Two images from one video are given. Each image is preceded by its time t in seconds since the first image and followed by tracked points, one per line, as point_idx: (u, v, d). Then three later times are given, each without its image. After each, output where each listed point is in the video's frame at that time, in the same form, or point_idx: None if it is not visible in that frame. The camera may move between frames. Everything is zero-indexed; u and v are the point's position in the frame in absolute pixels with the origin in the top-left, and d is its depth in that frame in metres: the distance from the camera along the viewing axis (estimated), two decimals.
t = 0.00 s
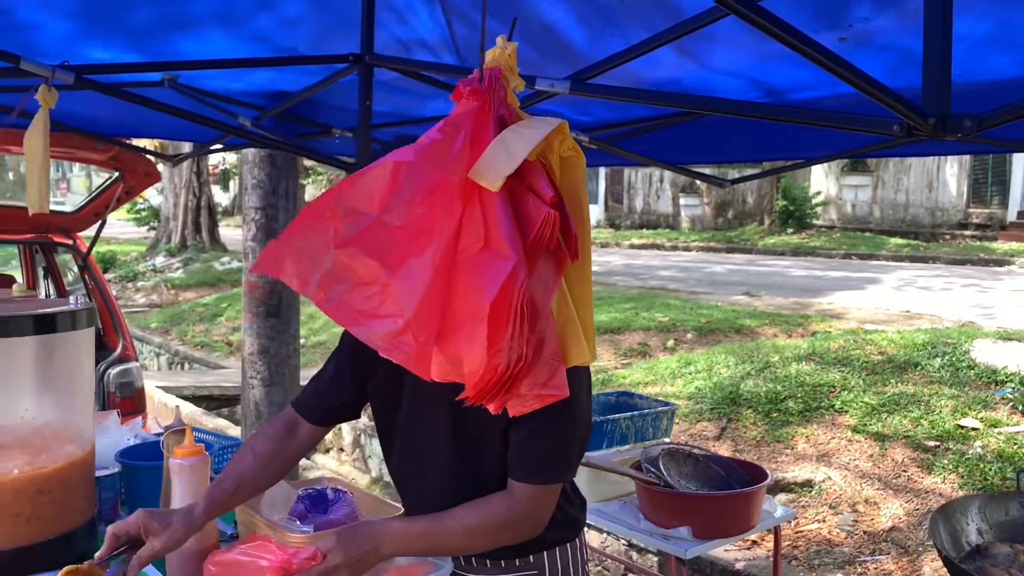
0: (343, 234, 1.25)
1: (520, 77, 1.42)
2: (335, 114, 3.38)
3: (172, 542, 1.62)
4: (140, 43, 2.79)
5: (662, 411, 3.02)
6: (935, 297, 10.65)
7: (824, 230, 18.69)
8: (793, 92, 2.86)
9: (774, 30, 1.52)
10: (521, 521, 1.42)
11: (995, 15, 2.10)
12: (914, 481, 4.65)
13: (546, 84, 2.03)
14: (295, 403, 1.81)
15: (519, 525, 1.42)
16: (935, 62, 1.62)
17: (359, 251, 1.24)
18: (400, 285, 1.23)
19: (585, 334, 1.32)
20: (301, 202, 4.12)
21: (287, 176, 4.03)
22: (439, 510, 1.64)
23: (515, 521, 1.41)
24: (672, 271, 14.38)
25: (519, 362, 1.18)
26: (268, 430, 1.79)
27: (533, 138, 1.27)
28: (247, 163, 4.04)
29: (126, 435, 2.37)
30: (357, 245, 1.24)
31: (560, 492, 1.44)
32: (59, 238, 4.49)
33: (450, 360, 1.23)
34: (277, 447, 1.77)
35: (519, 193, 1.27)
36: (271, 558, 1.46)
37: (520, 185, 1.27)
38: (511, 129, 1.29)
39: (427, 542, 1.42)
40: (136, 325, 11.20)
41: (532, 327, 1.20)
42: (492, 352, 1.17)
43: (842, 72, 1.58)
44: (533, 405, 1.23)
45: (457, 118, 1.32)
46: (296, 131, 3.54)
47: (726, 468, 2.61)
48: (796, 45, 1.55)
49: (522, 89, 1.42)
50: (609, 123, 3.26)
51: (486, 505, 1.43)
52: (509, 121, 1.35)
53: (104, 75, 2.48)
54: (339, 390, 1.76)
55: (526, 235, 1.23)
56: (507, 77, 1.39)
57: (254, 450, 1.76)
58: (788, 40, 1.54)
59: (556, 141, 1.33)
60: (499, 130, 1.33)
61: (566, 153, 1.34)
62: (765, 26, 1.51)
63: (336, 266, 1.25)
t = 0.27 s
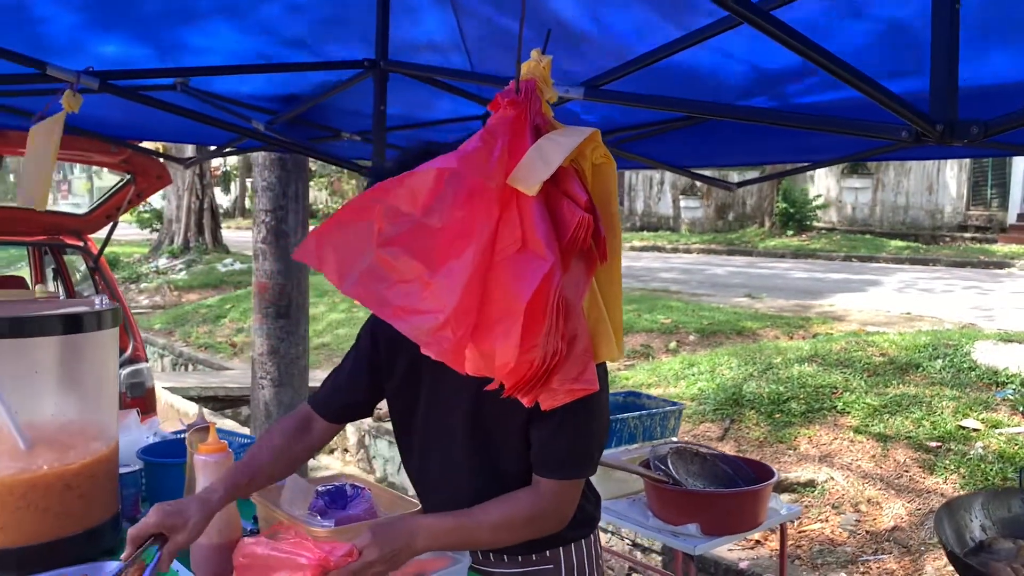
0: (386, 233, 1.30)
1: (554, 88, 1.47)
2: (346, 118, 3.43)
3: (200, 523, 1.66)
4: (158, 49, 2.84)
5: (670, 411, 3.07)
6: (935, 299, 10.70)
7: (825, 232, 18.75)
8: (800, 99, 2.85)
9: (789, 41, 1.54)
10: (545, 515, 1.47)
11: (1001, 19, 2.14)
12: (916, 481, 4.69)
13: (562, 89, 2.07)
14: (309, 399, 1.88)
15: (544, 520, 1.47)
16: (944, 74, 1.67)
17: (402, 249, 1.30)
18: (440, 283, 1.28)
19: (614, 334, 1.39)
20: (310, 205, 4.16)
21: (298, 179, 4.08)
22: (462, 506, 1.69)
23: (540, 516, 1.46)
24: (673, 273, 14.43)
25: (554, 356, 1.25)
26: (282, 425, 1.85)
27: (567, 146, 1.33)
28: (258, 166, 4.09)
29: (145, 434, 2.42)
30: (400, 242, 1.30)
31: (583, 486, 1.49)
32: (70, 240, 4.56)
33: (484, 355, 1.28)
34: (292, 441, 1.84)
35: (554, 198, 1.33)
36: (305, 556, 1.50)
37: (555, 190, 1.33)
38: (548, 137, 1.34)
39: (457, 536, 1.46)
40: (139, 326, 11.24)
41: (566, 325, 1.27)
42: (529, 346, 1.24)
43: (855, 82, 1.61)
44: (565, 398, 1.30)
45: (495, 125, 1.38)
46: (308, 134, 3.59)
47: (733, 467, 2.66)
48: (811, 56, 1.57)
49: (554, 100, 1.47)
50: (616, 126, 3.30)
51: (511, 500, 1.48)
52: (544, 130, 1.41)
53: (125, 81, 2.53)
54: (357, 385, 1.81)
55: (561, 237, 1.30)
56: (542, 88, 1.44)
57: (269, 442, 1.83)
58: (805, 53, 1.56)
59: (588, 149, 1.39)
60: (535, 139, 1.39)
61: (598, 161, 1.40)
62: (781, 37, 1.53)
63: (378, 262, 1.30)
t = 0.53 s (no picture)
0: (395, 232, 1.34)
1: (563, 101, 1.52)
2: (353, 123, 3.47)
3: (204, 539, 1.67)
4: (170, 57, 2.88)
5: (675, 413, 3.12)
6: (936, 302, 10.74)
7: (826, 236, 18.79)
8: (804, 104, 2.86)
9: (792, 52, 1.57)
10: (551, 513, 1.50)
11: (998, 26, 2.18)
12: (918, 483, 4.73)
13: (570, 97, 2.11)
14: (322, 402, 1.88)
15: (550, 518, 1.50)
16: (945, 82, 1.69)
17: (410, 249, 1.34)
18: (446, 283, 1.32)
19: (615, 337, 1.41)
20: (318, 209, 4.20)
21: (305, 184, 4.12)
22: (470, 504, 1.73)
23: (544, 514, 1.49)
24: (675, 276, 14.47)
25: (554, 358, 1.28)
26: (293, 430, 1.86)
27: (576, 156, 1.37)
28: (265, 171, 4.13)
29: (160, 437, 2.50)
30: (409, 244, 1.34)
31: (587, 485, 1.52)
32: (80, 244, 4.60)
33: (488, 357, 1.31)
34: (304, 445, 1.85)
35: (560, 205, 1.36)
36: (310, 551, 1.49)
37: (562, 198, 1.37)
38: (556, 148, 1.39)
39: (462, 532, 1.50)
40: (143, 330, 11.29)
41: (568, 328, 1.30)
42: (533, 347, 1.27)
43: (858, 91, 1.65)
44: (562, 403, 1.33)
45: (506, 135, 1.42)
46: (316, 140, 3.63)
47: (739, 469, 2.70)
48: (813, 66, 1.59)
49: (564, 112, 1.52)
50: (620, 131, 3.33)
51: (517, 499, 1.52)
52: (554, 140, 1.45)
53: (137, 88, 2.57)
54: (367, 390, 1.84)
55: (566, 242, 1.33)
56: (552, 100, 1.49)
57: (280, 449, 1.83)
58: (810, 62, 1.59)
59: (595, 160, 1.43)
60: (543, 148, 1.43)
61: (603, 172, 1.44)
62: (784, 47, 1.56)
63: (386, 261, 1.35)
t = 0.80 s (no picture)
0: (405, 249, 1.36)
1: (566, 118, 1.56)
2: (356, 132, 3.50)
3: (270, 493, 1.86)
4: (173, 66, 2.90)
5: (677, 420, 3.15)
6: (938, 308, 10.75)
7: (827, 241, 18.81)
8: (805, 113, 2.87)
9: (791, 67, 1.59)
10: (544, 525, 1.50)
11: (995, 36, 2.21)
12: (919, 489, 4.74)
13: (573, 109, 2.14)
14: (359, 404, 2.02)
15: (543, 529, 1.50)
16: (942, 96, 1.71)
17: (419, 265, 1.36)
18: (454, 297, 1.35)
19: (611, 348, 1.44)
20: (322, 217, 4.22)
21: (309, 192, 4.15)
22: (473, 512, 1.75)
23: (537, 525, 1.50)
24: (676, 282, 14.50)
25: (553, 368, 1.31)
26: (338, 425, 2.01)
27: (576, 173, 1.41)
28: (269, 180, 4.16)
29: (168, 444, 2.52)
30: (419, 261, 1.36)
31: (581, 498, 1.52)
32: (84, 252, 4.59)
33: (493, 367, 1.35)
34: (346, 440, 2.00)
35: (561, 219, 1.40)
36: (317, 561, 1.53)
37: (562, 212, 1.40)
38: (557, 164, 1.42)
39: (455, 543, 1.52)
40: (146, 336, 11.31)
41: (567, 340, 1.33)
42: (534, 358, 1.30)
43: (856, 104, 1.67)
44: (561, 413, 1.35)
45: (510, 152, 1.46)
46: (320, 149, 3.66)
47: (741, 476, 2.72)
48: (811, 80, 1.62)
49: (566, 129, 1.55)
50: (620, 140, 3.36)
51: (511, 511, 1.52)
52: (555, 156, 1.49)
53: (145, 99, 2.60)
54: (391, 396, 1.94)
55: (566, 256, 1.36)
56: (555, 118, 1.52)
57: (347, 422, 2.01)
58: (808, 77, 1.61)
59: (594, 176, 1.46)
60: (546, 164, 1.46)
61: (603, 187, 1.47)
62: (782, 62, 1.58)
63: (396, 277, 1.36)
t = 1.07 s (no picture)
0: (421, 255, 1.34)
1: (573, 126, 1.55)
2: (359, 139, 3.52)
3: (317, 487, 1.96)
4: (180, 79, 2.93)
5: (679, 426, 3.16)
6: (939, 315, 10.74)
7: (827, 248, 18.82)
8: (808, 121, 2.86)
9: (792, 75, 1.60)
10: (548, 534, 1.51)
11: (994, 43, 2.22)
12: (921, 496, 4.74)
13: (576, 117, 2.15)
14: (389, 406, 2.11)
15: (547, 538, 1.51)
16: (941, 105, 1.71)
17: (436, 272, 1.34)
18: (475, 305, 1.34)
19: (620, 354, 1.44)
20: (323, 224, 4.24)
21: (311, 199, 4.16)
22: (477, 520, 1.74)
23: (542, 534, 1.50)
24: (677, 289, 14.50)
25: (565, 373, 1.33)
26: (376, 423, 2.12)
27: (582, 180, 1.40)
28: (271, 187, 4.17)
29: (170, 450, 2.53)
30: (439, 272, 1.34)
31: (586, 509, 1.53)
32: (87, 259, 4.64)
33: (510, 374, 1.36)
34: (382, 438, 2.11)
35: (570, 227, 1.40)
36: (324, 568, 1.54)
37: (571, 220, 1.41)
38: (564, 172, 1.41)
39: (457, 552, 1.53)
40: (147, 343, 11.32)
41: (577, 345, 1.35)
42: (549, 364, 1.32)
43: (854, 111, 1.68)
44: (571, 417, 1.37)
45: (520, 158, 1.45)
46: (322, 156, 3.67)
47: (743, 482, 2.71)
48: (812, 87, 1.63)
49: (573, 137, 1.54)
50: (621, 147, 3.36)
51: (515, 519, 1.53)
52: (565, 164, 1.49)
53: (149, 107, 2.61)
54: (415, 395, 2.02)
55: (575, 262, 1.37)
56: (562, 126, 1.52)
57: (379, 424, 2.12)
58: (807, 85, 1.62)
59: (603, 182, 1.46)
60: (555, 172, 1.47)
61: (611, 195, 1.46)
62: (783, 70, 1.60)
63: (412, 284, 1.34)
